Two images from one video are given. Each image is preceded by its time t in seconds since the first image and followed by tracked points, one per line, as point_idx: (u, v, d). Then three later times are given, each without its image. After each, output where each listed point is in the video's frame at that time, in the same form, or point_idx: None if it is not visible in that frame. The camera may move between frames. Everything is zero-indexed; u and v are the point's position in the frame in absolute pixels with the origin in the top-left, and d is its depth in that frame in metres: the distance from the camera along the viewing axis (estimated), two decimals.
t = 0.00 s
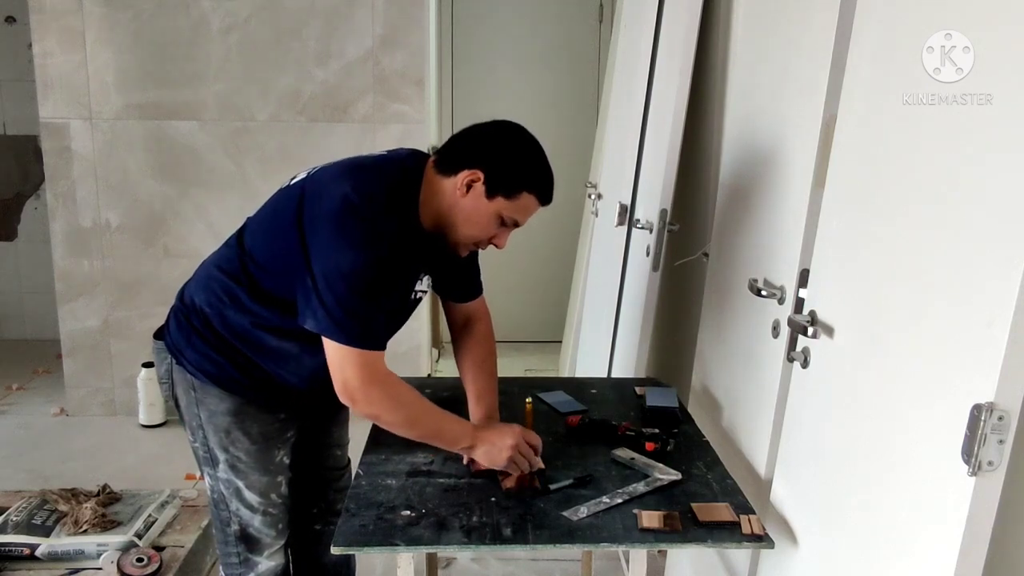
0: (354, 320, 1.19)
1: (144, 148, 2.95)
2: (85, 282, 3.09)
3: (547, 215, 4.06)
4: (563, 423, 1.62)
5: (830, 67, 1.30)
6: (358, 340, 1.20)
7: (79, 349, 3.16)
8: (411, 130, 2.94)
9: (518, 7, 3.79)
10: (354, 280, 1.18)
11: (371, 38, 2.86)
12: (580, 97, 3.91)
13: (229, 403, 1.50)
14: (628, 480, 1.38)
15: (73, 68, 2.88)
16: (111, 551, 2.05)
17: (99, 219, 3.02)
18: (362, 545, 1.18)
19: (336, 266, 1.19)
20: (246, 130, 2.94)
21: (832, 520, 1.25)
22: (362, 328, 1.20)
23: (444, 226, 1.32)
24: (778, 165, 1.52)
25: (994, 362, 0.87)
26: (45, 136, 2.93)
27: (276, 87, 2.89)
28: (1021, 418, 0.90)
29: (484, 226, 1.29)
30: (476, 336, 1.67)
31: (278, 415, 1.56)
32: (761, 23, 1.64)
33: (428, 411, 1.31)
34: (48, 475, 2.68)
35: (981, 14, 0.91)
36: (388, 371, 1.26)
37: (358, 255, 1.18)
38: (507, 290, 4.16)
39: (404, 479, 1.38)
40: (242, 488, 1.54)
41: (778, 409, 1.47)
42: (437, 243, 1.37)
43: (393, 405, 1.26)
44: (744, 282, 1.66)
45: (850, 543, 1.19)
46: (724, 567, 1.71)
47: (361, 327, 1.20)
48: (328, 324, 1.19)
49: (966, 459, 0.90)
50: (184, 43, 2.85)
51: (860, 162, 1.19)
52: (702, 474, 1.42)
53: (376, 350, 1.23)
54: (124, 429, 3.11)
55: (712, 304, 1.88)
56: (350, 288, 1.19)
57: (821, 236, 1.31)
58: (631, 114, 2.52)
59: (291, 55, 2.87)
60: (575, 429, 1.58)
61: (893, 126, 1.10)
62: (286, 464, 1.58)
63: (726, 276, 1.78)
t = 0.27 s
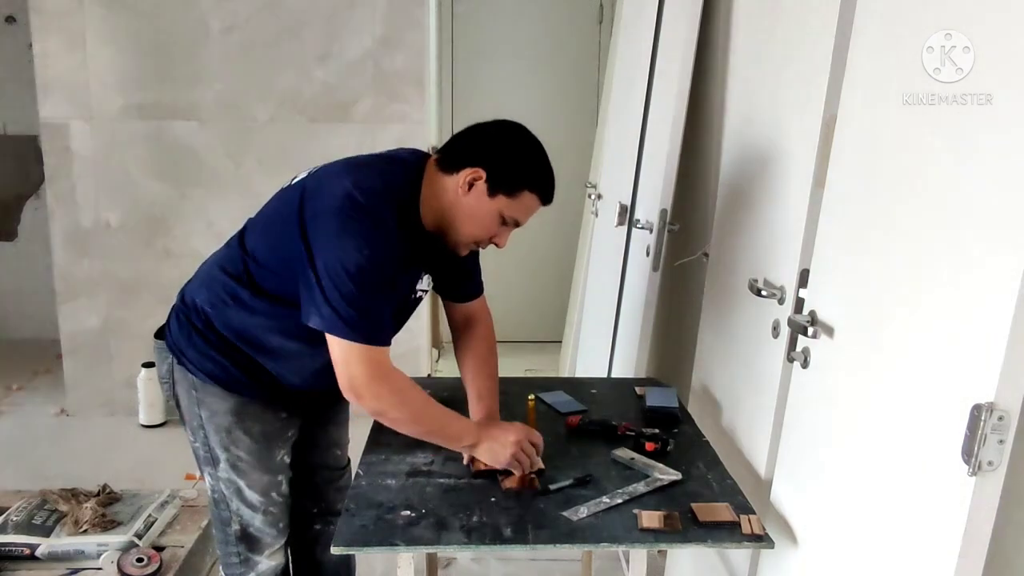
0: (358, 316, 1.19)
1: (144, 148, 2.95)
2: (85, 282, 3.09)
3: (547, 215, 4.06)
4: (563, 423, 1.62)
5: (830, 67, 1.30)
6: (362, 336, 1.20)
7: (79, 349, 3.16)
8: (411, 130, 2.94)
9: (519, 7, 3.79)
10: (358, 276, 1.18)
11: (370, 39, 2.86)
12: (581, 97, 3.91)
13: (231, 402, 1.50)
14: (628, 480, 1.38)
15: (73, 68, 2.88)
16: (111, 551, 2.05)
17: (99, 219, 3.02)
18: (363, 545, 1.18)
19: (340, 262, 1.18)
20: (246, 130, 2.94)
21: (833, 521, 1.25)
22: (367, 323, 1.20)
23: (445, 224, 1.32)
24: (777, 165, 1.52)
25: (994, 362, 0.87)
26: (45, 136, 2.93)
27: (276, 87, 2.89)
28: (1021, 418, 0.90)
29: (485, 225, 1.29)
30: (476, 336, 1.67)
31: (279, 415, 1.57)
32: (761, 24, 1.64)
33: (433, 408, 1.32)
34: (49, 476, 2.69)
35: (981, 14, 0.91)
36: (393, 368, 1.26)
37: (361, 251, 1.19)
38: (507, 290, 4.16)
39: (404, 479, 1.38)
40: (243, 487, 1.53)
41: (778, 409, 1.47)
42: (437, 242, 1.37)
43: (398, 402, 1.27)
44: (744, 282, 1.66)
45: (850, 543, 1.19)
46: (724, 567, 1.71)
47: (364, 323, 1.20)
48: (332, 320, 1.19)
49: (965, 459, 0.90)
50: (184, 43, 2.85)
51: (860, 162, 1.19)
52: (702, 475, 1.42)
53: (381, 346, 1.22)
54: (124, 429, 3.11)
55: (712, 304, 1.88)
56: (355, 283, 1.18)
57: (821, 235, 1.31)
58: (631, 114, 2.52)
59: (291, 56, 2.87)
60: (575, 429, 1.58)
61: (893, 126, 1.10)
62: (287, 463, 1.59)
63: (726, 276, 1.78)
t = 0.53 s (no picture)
0: (356, 317, 1.19)
1: (144, 148, 2.95)
2: (85, 282, 3.09)
3: (547, 215, 4.06)
4: (563, 423, 1.62)
5: (830, 66, 1.30)
6: (360, 336, 1.20)
7: (79, 349, 3.16)
8: (411, 130, 2.95)
9: (519, 7, 3.79)
10: (356, 277, 1.18)
11: (370, 39, 2.86)
12: (581, 97, 3.91)
13: (230, 401, 1.50)
14: (628, 480, 1.38)
15: (73, 68, 2.88)
16: (111, 551, 2.05)
17: (99, 219, 3.02)
18: (362, 545, 1.17)
19: (338, 262, 1.18)
20: (246, 130, 2.94)
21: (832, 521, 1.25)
22: (363, 324, 1.20)
23: (442, 225, 1.32)
24: (777, 165, 1.52)
25: (995, 362, 0.87)
26: (45, 136, 2.93)
27: (276, 86, 2.89)
28: (1021, 417, 0.90)
29: (484, 225, 1.29)
30: (476, 335, 1.67)
31: (278, 414, 1.57)
32: (761, 24, 1.64)
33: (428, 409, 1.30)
34: (49, 476, 2.69)
35: (980, 13, 0.91)
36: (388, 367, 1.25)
37: (359, 252, 1.19)
38: (507, 290, 4.15)
39: (404, 479, 1.38)
40: (242, 486, 1.54)
41: (778, 409, 1.47)
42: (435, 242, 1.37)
43: (393, 402, 1.26)
44: (744, 282, 1.66)
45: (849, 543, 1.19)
46: (723, 567, 1.72)
47: (363, 324, 1.20)
48: (329, 322, 1.19)
49: (966, 459, 0.90)
50: (184, 43, 2.85)
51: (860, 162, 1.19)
52: (702, 475, 1.42)
53: (378, 347, 1.23)
54: (124, 429, 3.11)
55: (711, 304, 1.88)
56: (351, 284, 1.18)
57: (821, 235, 1.31)
58: (631, 114, 2.52)
59: (291, 55, 2.87)
60: (575, 429, 1.58)
61: (893, 126, 1.10)
62: (286, 462, 1.59)
63: (726, 276, 1.78)
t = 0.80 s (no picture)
0: (348, 316, 1.20)
1: (144, 148, 2.95)
2: (85, 282, 3.09)
3: (547, 215, 4.06)
4: (563, 423, 1.62)
5: (830, 66, 1.30)
6: (352, 336, 1.20)
7: (79, 349, 3.16)
8: (410, 130, 2.95)
9: (519, 7, 3.79)
10: (349, 276, 1.19)
11: (370, 38, 2.86)
12: (581, 97, 3.91)
13: (228, 400, 1.50)
14: (628, 480, 1.38)
15: (73, 68, 2.88)
16: (111, 551, 2.04)
17: (99, 219, 3.02)
18: (362, 545, 1.18)
19: (330, 261, 1.19)
20: (246, 130, 2.94)
21: (832, 521, 1.25)
22: (355, 324, 1.21)
23: (439, 224, 1.32)
24: (777, 164, 1.52)
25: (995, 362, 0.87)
26: (45, 136, 2.93)
27: (276, 86, 2.89)
28: (1022, 417, 0.90)
29: (480, 224, 1.29)
30: (475, 335, 1.67)
31: (276, 413, 1.56)
32: (761, 24, 1.64)
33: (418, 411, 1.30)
34: (49, 475, 2.69)
35: (980, 14, 0.91)
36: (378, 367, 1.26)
37: (352, 250, 1.19)
38: (507, 290, 4.16)
39: (404, 479, 1.38)
40: (240, 485, 1.53)
41: (778, 409, 1.47)
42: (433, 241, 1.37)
43: (383, 401, 1.26)
44: (744, 282, 1.66)
45: (849, 543, 1.19)
46: (723, 567, 1.72)
47: (354, 323, 1.20)
48: (320, 321, 1.20)
49: (966, 459, 0.90)
50: (185, 43, 2.85)
51: (860, 162, 1.19)
52: (702, 474, 1.41)
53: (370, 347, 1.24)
54: (124, 429, 3.11)
55: (711, 304, 1.88)
56: (343, 283, 1.19)
57: (821, 236, 1.31)
58: (631, 114, 2.52)
59: (291, 55, 2.87)
60: (575, 429, 1.58)
61: (893, 126, 1.10)
62: (284, 461, 1.58)
63: (726, 276, 1.78)
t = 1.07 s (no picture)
0: (335, 315, 1.20)
1: (144, 148, 2.95)
2: (85, 282, 3.09)
3: (547, 215, 4.06)
4: (563, 423, 1.62)
5: (830, 66, 1.30)
6: (339, 335, 1.21)
7: (79, 349, 3.16)
8: (411, 130, 2.94)
9: (518, 7, 3.79)
10: (336, 274, 1.19)
11: (370, 38, 2.85)
12: (581, 97, 3.91)
13: (222, 399, 1.50)
14: (628, 480, 1.38)
15: (73, 68, 2.88)
16: (111, 551, 2.04)
17: (99, 219, 3.02)
18: (362, 545, 1.18)
19: (319, 259, 1.19)
20: (246, 130, 2.94)
21: (832, 521, 1.25)
22: (342, 322, 1.21)
23: (431, 223, 1.33)
24: (776, 164, 1.52)
25: (995, 362, 0.87)
26: (45, 136, 2.94)
27: (276, 86, 2.89)
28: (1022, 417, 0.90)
29: (472, 223, 1.29)
30: (473, 335, 1.67)
31: (272, 411, 1.56)
32: (761, 24, 1.64)
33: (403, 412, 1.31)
34: (49, 475, 2.69)
35: (981, 14, 0.91)
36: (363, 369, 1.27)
37: (340, 249, 1.19)
38: (507, 290, 4.15)
39: (404, 479, 1.38)
40: (237, 483, 1.53)
41: (778, 408, 1.47)
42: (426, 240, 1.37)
43: (365, 400, 1.26)
44: (744, 282, 1.66)
45: (849, 543, 1.19)
46: (724, 567, 1.71)
47: (341, 322, 1.21)
48: (306, 319, 1.20)
49: (966, 459, 0.90)
50: (185, 43, 2.86)
51: (861, 162, 1.19)
52: (702, 474, 1.41)
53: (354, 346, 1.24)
54: (125, 429, 3.11)
55: (711, 304, 1.88)
56: (330, 282, 1.19)
57: (821, 235, 1.31)
58: (631, 114, 2.52)
59: (291, 55, 2.87)
60: (574, 428, 1.58)
61: (893, 126, 1.10)
62: (280, 459, 1.58)
63: (725, 276, 1.78)
